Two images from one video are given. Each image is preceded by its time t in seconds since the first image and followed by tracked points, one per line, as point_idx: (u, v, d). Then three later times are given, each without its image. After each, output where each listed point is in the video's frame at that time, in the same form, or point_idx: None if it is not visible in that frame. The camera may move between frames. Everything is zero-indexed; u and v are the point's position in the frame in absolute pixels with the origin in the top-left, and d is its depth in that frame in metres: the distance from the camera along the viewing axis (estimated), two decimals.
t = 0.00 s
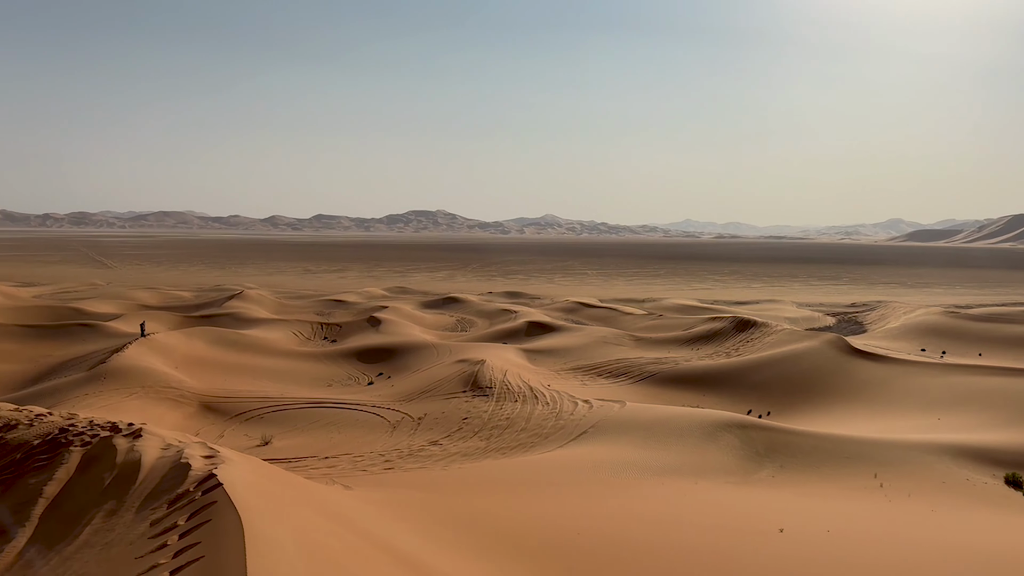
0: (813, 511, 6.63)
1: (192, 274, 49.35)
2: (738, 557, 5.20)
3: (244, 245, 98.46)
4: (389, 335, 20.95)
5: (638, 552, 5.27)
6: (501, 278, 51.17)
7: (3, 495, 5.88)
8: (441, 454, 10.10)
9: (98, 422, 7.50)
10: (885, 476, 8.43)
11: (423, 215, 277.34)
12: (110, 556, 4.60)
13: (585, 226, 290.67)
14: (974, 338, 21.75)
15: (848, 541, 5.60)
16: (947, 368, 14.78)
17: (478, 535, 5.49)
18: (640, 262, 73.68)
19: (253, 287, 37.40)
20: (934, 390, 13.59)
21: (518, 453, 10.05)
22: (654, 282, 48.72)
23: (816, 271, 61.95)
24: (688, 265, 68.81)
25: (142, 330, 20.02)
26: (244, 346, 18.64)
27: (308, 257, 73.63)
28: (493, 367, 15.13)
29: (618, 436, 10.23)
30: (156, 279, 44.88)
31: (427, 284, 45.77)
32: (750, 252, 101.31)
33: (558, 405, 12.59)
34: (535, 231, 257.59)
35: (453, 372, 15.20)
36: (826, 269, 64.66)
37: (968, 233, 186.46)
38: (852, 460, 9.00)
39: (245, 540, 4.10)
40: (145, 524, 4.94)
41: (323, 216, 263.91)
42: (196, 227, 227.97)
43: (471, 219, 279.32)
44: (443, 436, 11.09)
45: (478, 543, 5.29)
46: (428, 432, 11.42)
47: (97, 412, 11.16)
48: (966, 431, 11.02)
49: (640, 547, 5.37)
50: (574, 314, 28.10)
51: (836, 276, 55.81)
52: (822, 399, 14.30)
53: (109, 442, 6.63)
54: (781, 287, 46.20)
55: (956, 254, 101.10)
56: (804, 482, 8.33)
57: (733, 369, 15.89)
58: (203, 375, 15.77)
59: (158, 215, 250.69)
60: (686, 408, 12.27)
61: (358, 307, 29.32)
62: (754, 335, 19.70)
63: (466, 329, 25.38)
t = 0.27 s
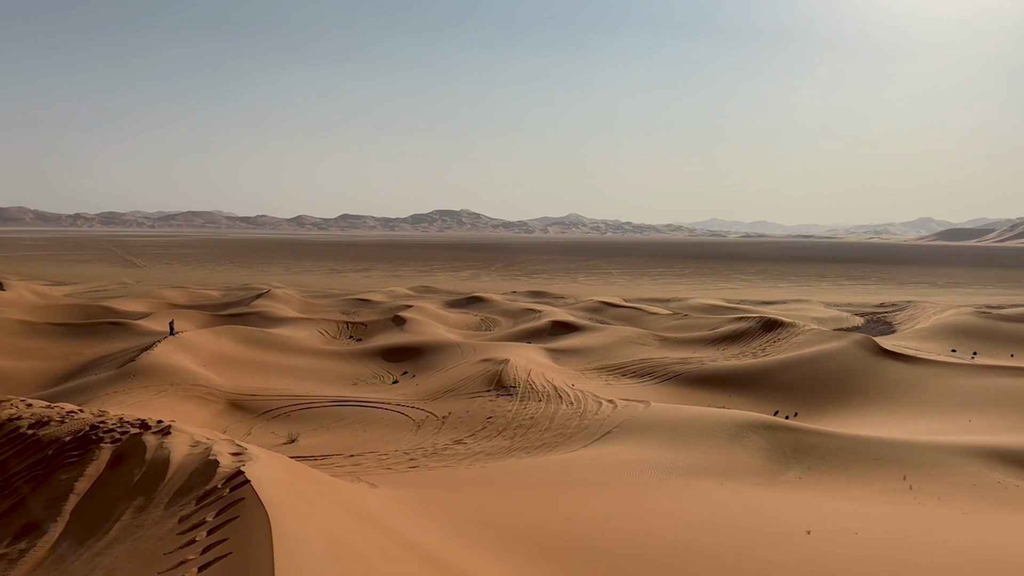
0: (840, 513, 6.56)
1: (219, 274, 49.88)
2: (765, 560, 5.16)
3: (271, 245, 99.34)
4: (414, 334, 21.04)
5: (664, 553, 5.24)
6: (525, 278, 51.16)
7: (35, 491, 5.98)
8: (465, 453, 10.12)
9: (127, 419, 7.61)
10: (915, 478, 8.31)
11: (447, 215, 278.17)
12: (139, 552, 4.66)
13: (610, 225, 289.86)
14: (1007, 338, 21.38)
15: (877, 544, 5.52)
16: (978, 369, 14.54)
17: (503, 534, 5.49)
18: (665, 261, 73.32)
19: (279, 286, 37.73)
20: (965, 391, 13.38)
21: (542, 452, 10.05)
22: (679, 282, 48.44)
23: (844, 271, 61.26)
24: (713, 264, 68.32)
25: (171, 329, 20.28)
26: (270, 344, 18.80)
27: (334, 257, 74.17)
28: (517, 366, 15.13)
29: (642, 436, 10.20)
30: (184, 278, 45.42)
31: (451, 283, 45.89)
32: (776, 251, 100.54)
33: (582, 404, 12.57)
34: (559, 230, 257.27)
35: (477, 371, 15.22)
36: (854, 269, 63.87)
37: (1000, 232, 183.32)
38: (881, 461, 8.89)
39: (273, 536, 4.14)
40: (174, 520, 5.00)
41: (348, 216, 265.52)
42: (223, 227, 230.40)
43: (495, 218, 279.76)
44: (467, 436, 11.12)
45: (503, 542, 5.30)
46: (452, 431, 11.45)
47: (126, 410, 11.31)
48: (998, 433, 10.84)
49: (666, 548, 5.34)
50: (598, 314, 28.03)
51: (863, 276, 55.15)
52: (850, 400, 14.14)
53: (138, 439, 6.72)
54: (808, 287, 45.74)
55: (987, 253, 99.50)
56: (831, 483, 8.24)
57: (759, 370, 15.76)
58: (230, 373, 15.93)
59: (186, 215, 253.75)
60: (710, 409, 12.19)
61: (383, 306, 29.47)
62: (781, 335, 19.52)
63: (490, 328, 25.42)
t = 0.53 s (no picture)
0: (868, 515, 6.50)
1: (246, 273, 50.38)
2: (791, 562, 5.11)
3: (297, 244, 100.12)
4: (438, 333, 21.11)
5: (689, 554, 5.22)
6: (548, 277, 51.06)
7: (67, 486, 6.08)
8: (489, 452, 10.13)
9: (156, 417, 7.71)
10: (944, 481, 8.19)
11: (471, 214, 278.71)
12: (168, 547, 4.73)
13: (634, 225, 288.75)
14: None
15: (906, 546, 5.46)
16: (1010, 370, 14.30)
17: (527, 533, 5.50)
18: (690, 261, 72.81)
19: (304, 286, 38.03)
20: (996, 393, 13.16)
21: (565, 452, 10.04)
22: (704, 281, 48.12)
23: (872, 270, 60.50)
24: (739, 264, 67.77)
25: (198, 327, 20.52)
26: (296, 343, 18.96)
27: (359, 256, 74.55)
28: (541, 365, 15.12)
29: (667, 437, 10.15)
30: (211, 277, 45.93)
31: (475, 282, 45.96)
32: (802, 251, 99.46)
33: (606, 404, 12.53)
34: (583, 230, 256.54)
35: (501, 371, 15.24)
36: (883, 268, 63.03)
37: None
38: (909, 463, 8.77)
39: (299, 533, 4.18)
40: (202, 517, 5.06)
41: (373, 216, 267.03)
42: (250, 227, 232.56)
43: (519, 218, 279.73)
44: (491, 435, 11.13)
45: (527, 541, 5.31)
46: (476, 430, 11.47)
47: (155, 407, 11.47)
48: None
49: (690, 549, 5.31)
50: (623, 313, 27.93)
51: (892, 276, 54.43)
52: (877, 401, 13.97)
53: (167, 436, 6.81)
54: (836, 287, 45.22)
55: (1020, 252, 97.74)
56: (859, 485, 8.15)
57: (786, 370, 15.61)
58: (257, 371, 16.09)
59: (213, 215, 256.39)
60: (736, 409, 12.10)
61: (407, 305, 29.60)
62: (808, 336, 19.32)
63: (513, 327, 25.43)
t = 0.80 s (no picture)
0: (894, 517, 6.43)
1: (271, 272, 50.80)
2: (817, 564, 5.06)
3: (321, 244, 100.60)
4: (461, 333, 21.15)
5: (713, 555, 5.18)
6: (572, 277, 50.92)
7: (95, 482, 6.17)
8: (511, 452, 10.14)
9: (183, 414, 7.81)
10: (972, 483, 8.08)
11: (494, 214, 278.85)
12: (194, 543, 4.78)
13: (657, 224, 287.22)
14: None
15: (935, 549, 5.38)
16: None
17: (550, 532, 5.50)
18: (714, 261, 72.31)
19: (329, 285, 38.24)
20: None
21: (588, 452, 10.02)
22: (729, 281, 47.75)
23: (900, 270, 59.68)
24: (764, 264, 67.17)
25: (224, 326, 20.73)
26: (320, 342, 19.11)
27: (382, 255, 74.88)
28: (564, 365, 15.11)
29: (690, 437, 10.10)
30: (236, 276, 46.35)
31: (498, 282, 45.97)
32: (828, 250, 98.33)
33: (629, 404, 12.49)
34: (606, 229, 255.79)
35: (523, 370, 15.23)
36: (911, 268, 62.15)
37: None
38: (937, 465, 8.65)
39: (324, 529, 4.22)
40: (227, 513, 5.12)
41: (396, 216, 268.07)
42: (275, 226, 234.46)
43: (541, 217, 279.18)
44: (513, 434, 11.14)
45: (550, 541, 5.31)
46: (498, 429, 11.48)
47: (182, 404, 11.61)
48: None
49: (713, 551, 5.28)
50: (646, 313, 27.80)
51: (920, 275, 53.67)
52: (905, 402, 13.79)
53: (194, 434, 6.89)
54: (863, 286, 44.67)
55: None
56: (885, 487, 8.06)
57: (811, 371, 15.46)
58: (282, 370, 16.23)
59: (239, 215, 258.78)
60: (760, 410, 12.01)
61: (430, 304, 29.67)
62: (834, 336, 19.11)
63: (536, 327, 25.41)
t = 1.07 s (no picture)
0: (921, 519, 6.36)
1: (295, 271, 51.22)
2: (842, 567, 5.02)
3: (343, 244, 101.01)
4: (483, 332, 21.17)
5: (736, 557, 5.16)
6: (594, 276, 50.81)
7: (123, 479, 6.25)
8: (532, 452, 10.13)
9: (208, 412, 7.89)
10: (1001, 486, 7.95)
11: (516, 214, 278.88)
12: (220, 540, 4.84)
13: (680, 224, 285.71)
14: None
15: (962, 554, 5.31)
16: None
17: (573, 533, 5.50)
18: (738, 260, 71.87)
19: (352, 284, 38.45)
20: None
21: (610, 452, 9.99)
22: (752, 281, 47.39)
23: (927, 270, 58.90)
24: (788, 264, 66.61)
25: (249, 325, 20.93)
26: (343, 341, 19.23)
27: (404, 255, 75.22)
28: (585, 365, 15.08)
29: (713, 438, 10.04)
30: (260, 276, 46.77)
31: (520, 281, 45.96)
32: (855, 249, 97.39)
33: (651, 405, 12.44)
34: (628, 228, 254.94)
35: (545, 370, 15.22)
36: (938, 268, 61.32)
37: None
38: (965, 468, 8.53)
39: (347, 527, 4.25)
40: (252, 511, 5.16)
41: (418, 216, 268.92)
42: (298, 226, 236.20)
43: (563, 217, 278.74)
44: (535, 434, 11.13)
45: (573, 541, 5.30)
46: (520, 429, 11.49)
47: (208, 403, 11.73)
48: None
49: (736, 553, 5.25)
50: (668, 313, 27.67)
51: (948, 275, 52.92)
52: (931, 404, 13.62)
53: (219, 432, 6.97)
54: (889, 287, 44.14)
55: None
56: (911, 489, 7.97)
57: (836, 372, 15.31)
58: (306, 369, 16.36)
59: (263, 215, 261.09)
60: (784, 411, 11.92)
61: (452, 304, 29.75)
62: (859, 337, 18.91)
63: (558, 327, 25.39)
